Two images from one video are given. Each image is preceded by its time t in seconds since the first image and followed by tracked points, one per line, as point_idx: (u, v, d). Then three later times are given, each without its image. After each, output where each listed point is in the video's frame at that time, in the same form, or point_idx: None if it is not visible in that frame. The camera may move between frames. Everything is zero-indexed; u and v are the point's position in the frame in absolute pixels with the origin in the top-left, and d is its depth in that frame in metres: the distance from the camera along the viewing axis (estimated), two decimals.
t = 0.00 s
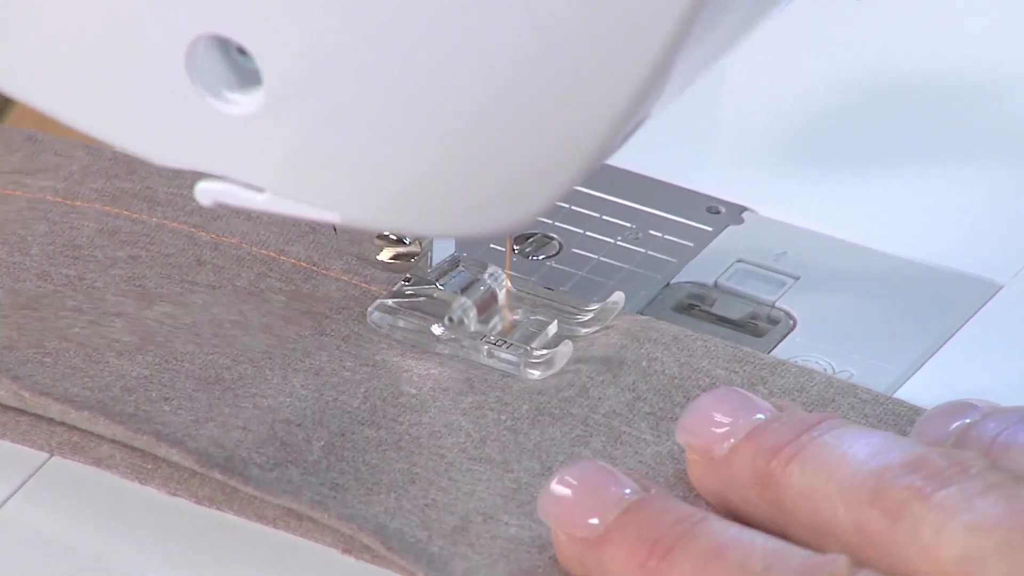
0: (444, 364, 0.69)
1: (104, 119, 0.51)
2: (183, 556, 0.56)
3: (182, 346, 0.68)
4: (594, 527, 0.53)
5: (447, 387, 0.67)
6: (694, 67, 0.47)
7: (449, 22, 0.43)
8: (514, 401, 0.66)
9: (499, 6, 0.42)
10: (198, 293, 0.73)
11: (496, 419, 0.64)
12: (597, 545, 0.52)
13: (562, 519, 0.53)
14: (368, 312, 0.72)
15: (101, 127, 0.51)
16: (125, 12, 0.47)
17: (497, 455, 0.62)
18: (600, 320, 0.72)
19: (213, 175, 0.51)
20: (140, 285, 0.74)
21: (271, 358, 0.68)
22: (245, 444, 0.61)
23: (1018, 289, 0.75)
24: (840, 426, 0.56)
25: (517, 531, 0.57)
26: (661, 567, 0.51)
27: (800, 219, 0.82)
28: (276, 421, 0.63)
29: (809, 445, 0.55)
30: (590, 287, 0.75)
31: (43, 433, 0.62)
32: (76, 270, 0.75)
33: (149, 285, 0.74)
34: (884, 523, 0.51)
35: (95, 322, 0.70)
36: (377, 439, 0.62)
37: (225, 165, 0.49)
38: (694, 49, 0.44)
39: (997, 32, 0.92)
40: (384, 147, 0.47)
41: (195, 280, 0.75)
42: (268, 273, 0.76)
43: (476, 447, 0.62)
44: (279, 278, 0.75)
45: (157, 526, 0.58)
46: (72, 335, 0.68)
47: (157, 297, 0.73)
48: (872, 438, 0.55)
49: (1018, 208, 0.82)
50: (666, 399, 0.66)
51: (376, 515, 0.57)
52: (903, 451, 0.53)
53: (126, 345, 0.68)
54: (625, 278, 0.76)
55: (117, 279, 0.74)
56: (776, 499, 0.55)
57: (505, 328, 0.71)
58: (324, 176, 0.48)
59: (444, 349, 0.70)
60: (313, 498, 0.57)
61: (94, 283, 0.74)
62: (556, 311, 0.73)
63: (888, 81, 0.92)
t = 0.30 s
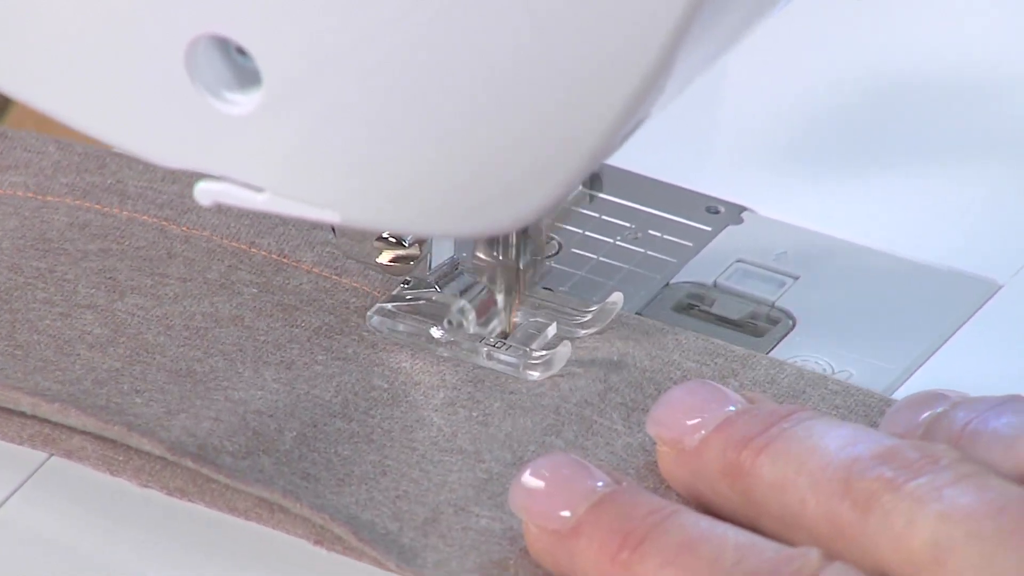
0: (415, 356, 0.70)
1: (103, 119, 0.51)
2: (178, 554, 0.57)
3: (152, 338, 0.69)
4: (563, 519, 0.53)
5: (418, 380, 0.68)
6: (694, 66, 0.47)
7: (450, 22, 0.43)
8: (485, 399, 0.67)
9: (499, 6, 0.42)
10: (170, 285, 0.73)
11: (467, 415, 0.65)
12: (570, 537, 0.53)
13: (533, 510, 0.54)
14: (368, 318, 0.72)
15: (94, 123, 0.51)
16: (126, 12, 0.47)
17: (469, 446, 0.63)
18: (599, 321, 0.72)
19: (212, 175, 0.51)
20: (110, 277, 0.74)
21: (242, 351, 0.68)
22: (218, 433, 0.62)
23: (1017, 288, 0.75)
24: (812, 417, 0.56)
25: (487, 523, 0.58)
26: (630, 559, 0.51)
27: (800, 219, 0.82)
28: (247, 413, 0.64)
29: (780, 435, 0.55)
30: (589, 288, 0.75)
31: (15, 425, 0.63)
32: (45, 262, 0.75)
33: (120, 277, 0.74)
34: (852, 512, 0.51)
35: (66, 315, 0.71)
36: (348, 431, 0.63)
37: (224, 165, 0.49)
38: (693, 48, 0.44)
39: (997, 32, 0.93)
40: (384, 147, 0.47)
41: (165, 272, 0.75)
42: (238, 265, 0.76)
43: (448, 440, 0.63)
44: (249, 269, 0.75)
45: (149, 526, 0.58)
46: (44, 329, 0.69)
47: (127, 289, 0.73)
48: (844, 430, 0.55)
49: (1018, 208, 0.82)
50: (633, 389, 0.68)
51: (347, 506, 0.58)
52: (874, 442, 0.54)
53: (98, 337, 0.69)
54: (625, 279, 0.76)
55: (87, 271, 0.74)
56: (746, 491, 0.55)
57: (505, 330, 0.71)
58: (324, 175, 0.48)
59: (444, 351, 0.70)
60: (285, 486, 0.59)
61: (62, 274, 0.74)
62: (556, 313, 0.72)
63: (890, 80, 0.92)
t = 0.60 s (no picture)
0: (393, 349, 0.70)
1: (103, 118, 0.51)
2: (178, 554, 0.57)
3: (131, 330, 0.70)
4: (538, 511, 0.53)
5: (396, 371, 0.68)
6: (694, 65, 0.47)
7: (451, 21, 0.43)
8: (463, 392, 0.67)
9: (499, 6, 0.42)
10: (149, 279, 0.74)
11: (445, 408, 0.66)
12: (545, 529, 0.53)
13: (508, 503, 0.54)
14: (368, 315, 0.72)
15: (86, 120, 0.52)
16: (126, 12, 0.47)
17: (446, 435, 0.64)
18: (598, 319, 0.72)
19: (211, 175, 0.51)
20: (90, 270, 0.74)
21: (221, 344, 0.69)
22: (195, 423, 0.62)
23: (1016, 288, 0.75)
24: (784, 409, 0.57)
25: (464, 513, 0.58)
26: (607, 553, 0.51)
27: (800, 219, 0.82)
28: (225, 404, 0.64)
29: (754, 427, 0.56)
30: (588, 287, 0.75)
31: None
32: (25, 255, 0.75)
33: (100, 270, 0.74)
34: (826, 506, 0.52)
35: (46, 308, 0.71)
36: (326, 421, 0.64)
37: (225, 164, 0.50)
38: (693, 48, 0.44)
39: (997, 32, 0.93)
40: (383, 147, 0.47)
41: (146, 265, 0.75)
42: (217, 258, 0.76)
43: (426, 431, 0.64)
44: (228, 262, 0.76)
45: (142, 523, 0.59)
46: (22, 321, 0.70)
47: (106, 282, 0.73)
48: (816, 422, 0.56)
49: (1018, 208, 0.81)
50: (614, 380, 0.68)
51: (324, 497, 0.58)
52: (847, 436, 0.54)
53: (76, 330, 0.69)
54: (624, 277, 0.76)
55: (67, 264, 0.75)
56: (721, 484, 0.56)
57: (504, 328, 0.71)
58: (325, 175, 0.49)
59: (442, 349, 0.70)
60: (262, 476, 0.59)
61: (42, 267, 0.74)
62: (556, 309, 0.73)
63: (891, 80, 0.92)
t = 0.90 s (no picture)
0: (365, 340, 0.70)
1: (104, 119, 0.51)
2: (180, 555, 0.57)
3: (101, 321, 0.70)
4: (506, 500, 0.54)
5: (367, 362, 0.69)
6: (693, 65, 0.47)
7: (450, 21, 0.43)
8: (434, 382, 0.68)
9: (500, 6, 0.42)
10: (119, 270, 0.74)
11: (416, 400, 0.66)
12: (514, 519, 0.54)
13: (478, 493, 0.55)
14: (367, 316, 0.71)
15: (74, 115, 0.52)
16: (127, 13, 0.47)
17: (416, 429, 0.64)
18: (598, 321, 0.72)
19: (211, 175, 0.51)
20: (61, 262, 0.75)
21: (192, 336, 0.69)
22: (166, 412, 0.62)
23: (1015, 287, 0.75)
24: (751, 395, 0.58)
25: (434, 503, 0.59)
26: (572, 541, 0.52)
27: (801, 220, 0.82)
28: (195, 394, 0.64)
29: (720, 413, 0.57)
30: (589, 288, 0.75)
31: None
32: None
33: (70, 262, 0.75)
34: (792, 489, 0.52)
35: (16, 298, 0.71)
36: (296, 410, 0.64)
37: (225, 164, 0.50)
38: (693, 48, 0.44)
39: (997, 32, 0.91)
40: (383, 147, 0.47)
41: (117, 257, 0.75)
42: (188, 249, 0.76)
43: (397, 423, 0.64)
44: (199, 253, 0.76)
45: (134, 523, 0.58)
46: None
47: (77, 273, 0.74)
48: (781, 407, 0.56)
49: (1017, 208, 0.81)
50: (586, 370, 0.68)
51: (293, 486, 0.59)
52: (812, 420, 0.55)
53: (47, 321, 0.69)
54: (625, 277, 0.76)
55: (37, 257, 0.75)
56: (688, 470, 0.56)
57: (504, 329, 0.71)
58: (324, 175, 0.48)
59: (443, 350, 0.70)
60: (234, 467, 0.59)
61: (12, 259, 0.75)
62: (554, 311, 0.72)
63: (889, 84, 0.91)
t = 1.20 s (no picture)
0: (343, 333, 0.70)
1: (104, 120, 0.51)
2: (180, 554, 0.57)
3: (80, 313, 0.70)
4: (481, 494, 0.55)
5: (344, 353, 0.69)
6: (693, 65, 0.47)
7: (450, 21, 0.43)
8: (412, 375, 0.68)
9: (500, 6, 0.42)
10: (99, 263, 0.74)
11: (395, 393, 0.66)
12: (489, 511, 0.54)
13: (453, 486, 0.56)
14: (367, 315, 0.71)
15: (66, 111, 0.52)
16: (127, 13, 0.47)
17: (394, 422, 0.64)
18: (598, 319, 0.72)
19: (211, 174, 0.51)
20: (40, 253, 0.75)
21: (171, 329, 0.69)
22: (143, 407, 0.63)
23: (1014, 287, 0.75)
24: (728, 387, 0.59)
25: (411, 493, 0.59)
26: (548, 532, 0.53)
27: (801, 220, 0.82)
28: (174, 389, 0.64)
29: (697, 404, 0.57)
30: (589, 288, 0.75)
31: None
32: None
33: (50, 254, 0.75)
34: (768, 477, 0.53)
35: None
36: (275, 402, 0.64)
37: (225, 164, 0.50)
38: (693, 48, 0.44)
39: (997, 32, 0.91)
40: (382, 147, 0.47)
41: (96, 249, 0.75)
42: (168, 242, 0.76)
43: (375, 416, 0.64)
44: (179, 245, 0.76)
45: (121, 518, 0.59)
46: None
47: (57, 266, 0.74)
48: (756, 398, 0.57)
49: (1017, 208, 0.82)
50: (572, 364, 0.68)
51: (270, 479, 0.59)
52: (786, 409, 0.56)
53: (26, 313, 0.70)
54: (624, 277, 0.76)
55: (17, 250, 0.75)
56: (662, 461, 0.57)
57: (503, 328, 0.71)
58: (324, 173, 0.48)
59: (441, 350, 0.70)
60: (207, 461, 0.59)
61: None
62: (553, 310, 0.73)
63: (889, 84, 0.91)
